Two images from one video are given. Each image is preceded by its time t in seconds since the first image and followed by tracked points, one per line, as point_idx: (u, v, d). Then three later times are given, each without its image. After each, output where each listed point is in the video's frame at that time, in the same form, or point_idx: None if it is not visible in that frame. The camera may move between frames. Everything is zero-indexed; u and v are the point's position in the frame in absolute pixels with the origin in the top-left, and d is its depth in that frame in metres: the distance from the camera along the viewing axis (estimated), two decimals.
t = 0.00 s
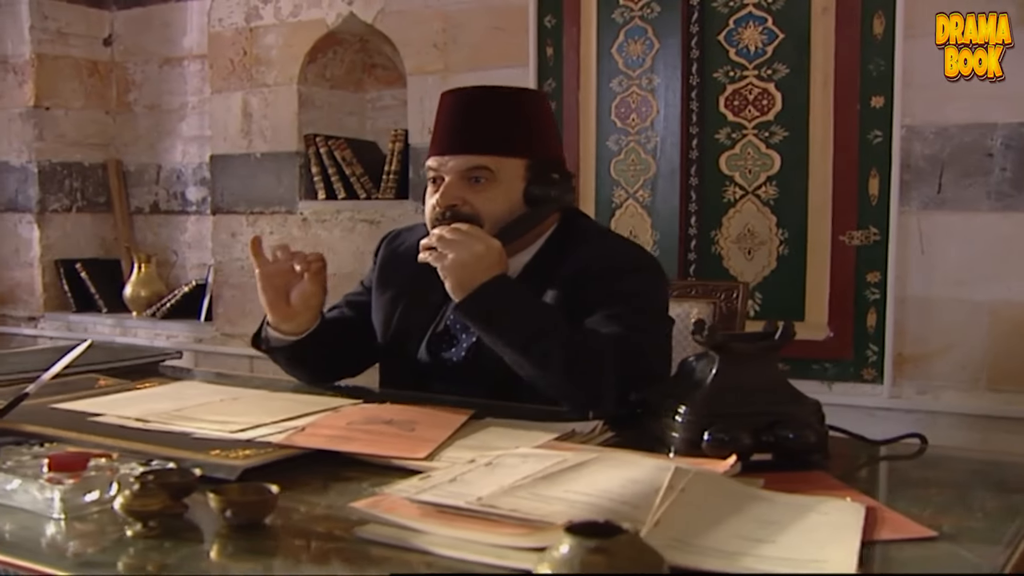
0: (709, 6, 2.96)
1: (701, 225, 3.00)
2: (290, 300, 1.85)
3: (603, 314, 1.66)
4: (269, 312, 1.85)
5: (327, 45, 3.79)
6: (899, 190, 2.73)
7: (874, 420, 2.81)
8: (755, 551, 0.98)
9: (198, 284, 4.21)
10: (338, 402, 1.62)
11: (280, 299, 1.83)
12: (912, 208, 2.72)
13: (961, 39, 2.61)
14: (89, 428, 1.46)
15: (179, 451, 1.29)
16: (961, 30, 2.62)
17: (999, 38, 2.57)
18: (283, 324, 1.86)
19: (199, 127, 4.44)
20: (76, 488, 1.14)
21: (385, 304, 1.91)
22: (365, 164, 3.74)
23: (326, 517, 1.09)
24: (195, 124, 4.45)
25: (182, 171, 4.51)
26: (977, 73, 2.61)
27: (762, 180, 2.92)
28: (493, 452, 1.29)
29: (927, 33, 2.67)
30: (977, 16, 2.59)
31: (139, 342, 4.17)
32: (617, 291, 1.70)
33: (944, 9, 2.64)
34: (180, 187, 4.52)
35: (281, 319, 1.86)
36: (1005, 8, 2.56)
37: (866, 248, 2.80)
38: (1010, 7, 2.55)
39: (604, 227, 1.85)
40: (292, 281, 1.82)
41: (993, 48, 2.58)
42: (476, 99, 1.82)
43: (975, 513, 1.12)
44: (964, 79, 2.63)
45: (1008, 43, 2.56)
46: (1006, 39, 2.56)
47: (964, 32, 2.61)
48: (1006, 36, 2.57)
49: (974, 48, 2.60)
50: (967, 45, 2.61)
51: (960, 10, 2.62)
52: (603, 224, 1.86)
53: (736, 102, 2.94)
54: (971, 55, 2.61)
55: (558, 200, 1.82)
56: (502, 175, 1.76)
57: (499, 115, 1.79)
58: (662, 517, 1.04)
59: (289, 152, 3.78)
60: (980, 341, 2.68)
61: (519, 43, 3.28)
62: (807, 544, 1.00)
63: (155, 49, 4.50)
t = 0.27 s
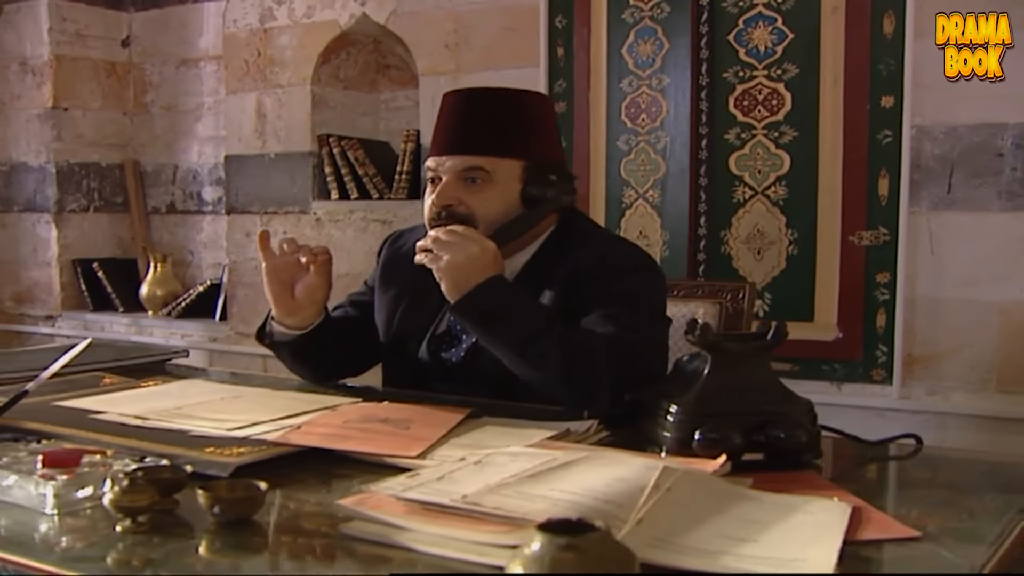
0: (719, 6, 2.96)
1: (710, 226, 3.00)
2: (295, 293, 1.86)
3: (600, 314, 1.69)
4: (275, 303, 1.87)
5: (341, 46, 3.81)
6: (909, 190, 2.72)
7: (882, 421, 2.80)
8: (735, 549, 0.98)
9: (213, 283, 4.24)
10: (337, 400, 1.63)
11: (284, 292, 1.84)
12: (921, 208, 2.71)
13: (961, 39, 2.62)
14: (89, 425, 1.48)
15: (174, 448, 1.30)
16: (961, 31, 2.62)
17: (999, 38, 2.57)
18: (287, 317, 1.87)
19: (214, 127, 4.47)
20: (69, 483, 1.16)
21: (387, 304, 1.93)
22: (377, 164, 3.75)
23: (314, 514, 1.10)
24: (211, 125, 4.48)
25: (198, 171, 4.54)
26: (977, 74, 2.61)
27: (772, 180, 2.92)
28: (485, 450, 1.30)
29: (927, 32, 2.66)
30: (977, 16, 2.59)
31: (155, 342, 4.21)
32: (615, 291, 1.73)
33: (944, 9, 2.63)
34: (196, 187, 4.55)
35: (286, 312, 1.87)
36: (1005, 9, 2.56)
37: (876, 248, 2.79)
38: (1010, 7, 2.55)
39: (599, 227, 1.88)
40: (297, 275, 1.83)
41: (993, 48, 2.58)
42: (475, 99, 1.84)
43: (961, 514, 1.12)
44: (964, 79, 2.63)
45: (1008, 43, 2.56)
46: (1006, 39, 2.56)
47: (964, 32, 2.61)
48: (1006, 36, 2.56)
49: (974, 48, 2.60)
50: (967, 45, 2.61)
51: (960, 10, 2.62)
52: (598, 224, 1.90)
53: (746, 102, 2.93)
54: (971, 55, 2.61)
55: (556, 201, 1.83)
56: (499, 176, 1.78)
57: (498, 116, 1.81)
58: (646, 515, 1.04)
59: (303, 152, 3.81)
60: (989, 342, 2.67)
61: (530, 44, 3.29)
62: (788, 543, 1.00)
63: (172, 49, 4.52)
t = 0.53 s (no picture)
0: (726, 6, 2.96)
1: (717, 227, 3.00)
2: (337, 274, 1.87)
3: (597, 314, 1.68)
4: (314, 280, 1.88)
5: (352, 48, 3.83)
6: (916, 190, 2.71)
7: (889, 422, 2.79)
8: (715, 548, 0.98)
9: (226, 283, 4.27)
10: (334, 400, 1.64)
11: (327, 271, 1.85)
12: (929, 208, 2.70)
13: (961, 39, 2.62)
14: (88, 423, 1.49)
15: (168, 446, 1.32)
16: (962, 30, 2.62)
17: (999, 38, 2.57)
18: (324, 296, 1.89)
19: (228, 129, 4.50)
20: (62, 480, 1.17)
21: (388, 301, 1.94)
22: (388, 164, 3.75)
23: (300, 511, 1.12)
24: (225, 126, 4.51)
25: (212, 172, 4.57)
26: (977, 73, 2.61)
27: (779, 180, 2.91)
28: (476, 449, 1.31)
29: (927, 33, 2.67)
30: (977, 16, 2.58)
31: (168, 341, 4.24)
32: (613, 291, 1.71)
33: (945, 9, 2.63)
34: (210, 188, 4.57)
35: (324, 290, 1.88)
36: (1005, 9, 2.56)
37: (884, 248, 2.78)
38: (1010, 7, 2.55)
39: (600, 226, 1.87)
40: (342, 254, 1.85)
41: (993, 48, 2.58)
42: (484, 96, 1.81)
43: (946, 514, 1.12)
44: (965, 79, 2.63)
45: (1008, 43, 2.56)
46: (1006, 39, 2.56)
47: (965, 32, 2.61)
48: (1006, 36, 2.56)
49: (973, 48, 2.60)
50: (967, 45, 2.61)
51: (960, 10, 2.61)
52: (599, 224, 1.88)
53: (753, 103, 2.93)
54: (972, 55, 2.61)
55: (558, 203, 1.80)
56: (503, 174, 1.75)
57: (505, 115, 1.79)
58: (628, 512, 1.04)
59: (314, 152, 3.83)
60: (997, 344, 2.65)
61: (539, 45, 3.29)
62: (769, 542, 1.00)
63: (186, 51, 4.55)
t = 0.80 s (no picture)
0: (735, 7, 2.96)
1: (726, 227, 2.99)
2: (327, 283, 1.91)
3: (593, 314, 1.71)
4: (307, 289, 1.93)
5: (363, 49, 3.85)
6: (925, 190, 2.70)
7: (898, 423, 2.78)
8: (701, 548, 0.99)
9: (239, 284, 4.29)
10: (336, 399, 1.65)
11: (317, 281, 1.90)
12: (938, 209, 2.69)
13: (961, 39, 2.62)
14: (91, 421, 1.51)
15: (167, 444, 1.33)
16: (962, 30, 2.63)
17: (999, 38, 2.57)
18: (317, 304, 1.93)
19: (242, 130, 4.52)
20: (60, 478, 1.19)
21: (388, 303, 1.95)
22: (399, 165, 3.78)
23: (293, 509, 1.12)
24: (239, 127, 4.53)
25: (226, 173, 4.59)
26: (977, 73, 2.61)
27: (788, 181, 2.91)
28: (471, 448, 1.32)
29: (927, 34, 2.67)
30: (977, 16, 2.59)
31: (181, 341, 4.26)
32: (609, 290, 1.75)
33: (945, 9, 2.64)
34: (224, 189, 4.59)
35: (315, 299, 1.93)
36: (1005, 9, 2.56)
37: (892, 249, 2.77)
38: (1010, 7, 2.55)
39: (592, 227, 1.93)
40: (332, 266, 1.89)
41: (993, 48, 2.57)
42: (464, 104, 1.89)
43: (937, 513, 1.12)
44: (965, 78, 2.63)
45: (1008, 43, 2.56)
46: (1006, 39, 2.56)
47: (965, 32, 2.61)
48: (1006, 36, 2.56)
49: (974, 48, 2.60)
50: (967, 45, 2.61)
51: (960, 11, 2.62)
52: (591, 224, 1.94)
53: (763, 103, 2.93)
54: (972, 55, 2.61)
55: (545, 204, 1.88)
56: (486, 181, 1.84)
57: (485, 123, 1.87)
58: (616, 512, 1.05)
59: (326, 153, 3.85)
60: (1005, 345, 2.65)
61: (549, 46, 3.30)
62: (755, 541, 1.00)
63: (201, 53, 4.57)
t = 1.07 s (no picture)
0: (747, 7, 2.96)
1: (738, 227, 2.98)
2: (288, 298, 1.89)
3: (596, 314, 1.73)
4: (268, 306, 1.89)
5: (379, 50, 3.87)
6: (938, 191, 2.68)
7: (910, 424, 2.77)
8: (688, 546, 0.99)
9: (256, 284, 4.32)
10: (340, 398, 1.67)
11: (278, 296, 1.88)
12: (951, 209, 2.68)
13: (961, 39, 2.62)
14: (97, 419, 1.53)
15: (169, 442, 1.35)
16: (961, 30, 2.62)
17: (999, 38, 2.56)
18: (282, 322, 1.90)
19: (261, 131, 4.52)
20: (60, 475, 1.21)
21: (397, 304, 1.97)
22: (414, 166, 3.80)
23: (287, 506, 1.14)
24: (257, 129, 4.53)
25: (244, 174, 4.60)
26: (977, 73, 2.62)
27: (800, 182, 2.90)
28: (468, 447, 1.33)
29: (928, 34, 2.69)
30: (977, 16, 2.59)
31: (199, 341, 4.30)
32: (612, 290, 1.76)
33: (945, 9, 2.65)
34: (242, 189, 4.61)
35: (280, 318, 1.90)
36: (1005, 9, 2.56)
37: (905, 250, 2.76)
38: (1010, 7, 2.55)
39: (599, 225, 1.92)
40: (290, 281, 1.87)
41: (993, 48, 2.57)
42: (484, 100, 1.88)
43: (927, 514, 1.12)
44: (965, 78, 2.65)
45: (1008, 43, 2.55)
46: (1006, 39, 2.55)
47: (965, 32, 2.61)
48: (1006, 36, 2.56)
49: (973, 48, 2.60)
50: (967, 45, 2.61)
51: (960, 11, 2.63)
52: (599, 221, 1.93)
53: (775, 104, 2.92)
54: (971, 55, 2.60)
55: (558, 204, 1.86)
56: (501, 177, 1.81)
57: (504, 118, 1.85)
58: (605, 511, 1.05)
59: (342, 154, 3.87)
60: (1018, 347, 2.63)
61: (563, 47, 3.31)
62: (741, 540, 1.01)
63: (220, 55, 4.57)
